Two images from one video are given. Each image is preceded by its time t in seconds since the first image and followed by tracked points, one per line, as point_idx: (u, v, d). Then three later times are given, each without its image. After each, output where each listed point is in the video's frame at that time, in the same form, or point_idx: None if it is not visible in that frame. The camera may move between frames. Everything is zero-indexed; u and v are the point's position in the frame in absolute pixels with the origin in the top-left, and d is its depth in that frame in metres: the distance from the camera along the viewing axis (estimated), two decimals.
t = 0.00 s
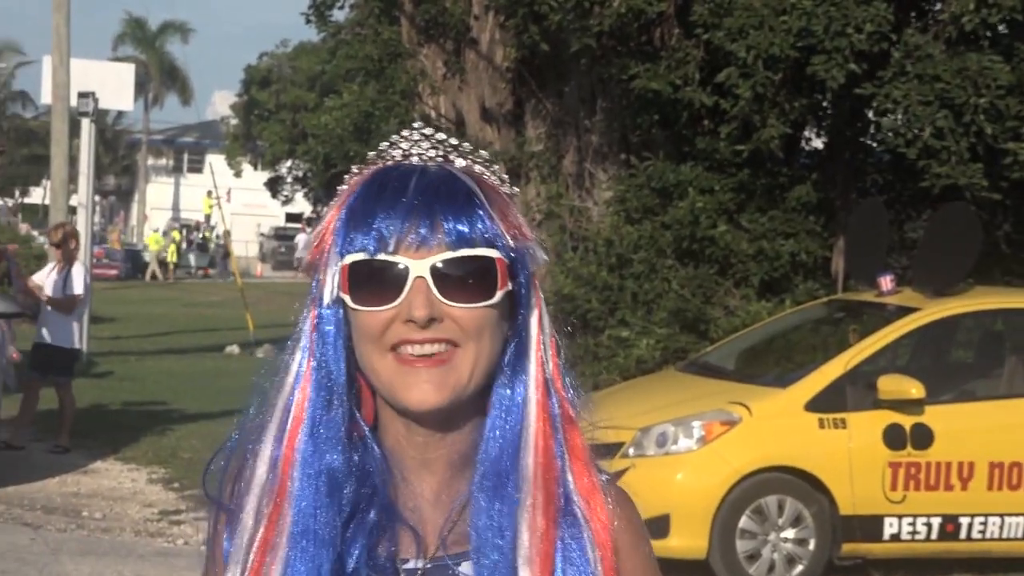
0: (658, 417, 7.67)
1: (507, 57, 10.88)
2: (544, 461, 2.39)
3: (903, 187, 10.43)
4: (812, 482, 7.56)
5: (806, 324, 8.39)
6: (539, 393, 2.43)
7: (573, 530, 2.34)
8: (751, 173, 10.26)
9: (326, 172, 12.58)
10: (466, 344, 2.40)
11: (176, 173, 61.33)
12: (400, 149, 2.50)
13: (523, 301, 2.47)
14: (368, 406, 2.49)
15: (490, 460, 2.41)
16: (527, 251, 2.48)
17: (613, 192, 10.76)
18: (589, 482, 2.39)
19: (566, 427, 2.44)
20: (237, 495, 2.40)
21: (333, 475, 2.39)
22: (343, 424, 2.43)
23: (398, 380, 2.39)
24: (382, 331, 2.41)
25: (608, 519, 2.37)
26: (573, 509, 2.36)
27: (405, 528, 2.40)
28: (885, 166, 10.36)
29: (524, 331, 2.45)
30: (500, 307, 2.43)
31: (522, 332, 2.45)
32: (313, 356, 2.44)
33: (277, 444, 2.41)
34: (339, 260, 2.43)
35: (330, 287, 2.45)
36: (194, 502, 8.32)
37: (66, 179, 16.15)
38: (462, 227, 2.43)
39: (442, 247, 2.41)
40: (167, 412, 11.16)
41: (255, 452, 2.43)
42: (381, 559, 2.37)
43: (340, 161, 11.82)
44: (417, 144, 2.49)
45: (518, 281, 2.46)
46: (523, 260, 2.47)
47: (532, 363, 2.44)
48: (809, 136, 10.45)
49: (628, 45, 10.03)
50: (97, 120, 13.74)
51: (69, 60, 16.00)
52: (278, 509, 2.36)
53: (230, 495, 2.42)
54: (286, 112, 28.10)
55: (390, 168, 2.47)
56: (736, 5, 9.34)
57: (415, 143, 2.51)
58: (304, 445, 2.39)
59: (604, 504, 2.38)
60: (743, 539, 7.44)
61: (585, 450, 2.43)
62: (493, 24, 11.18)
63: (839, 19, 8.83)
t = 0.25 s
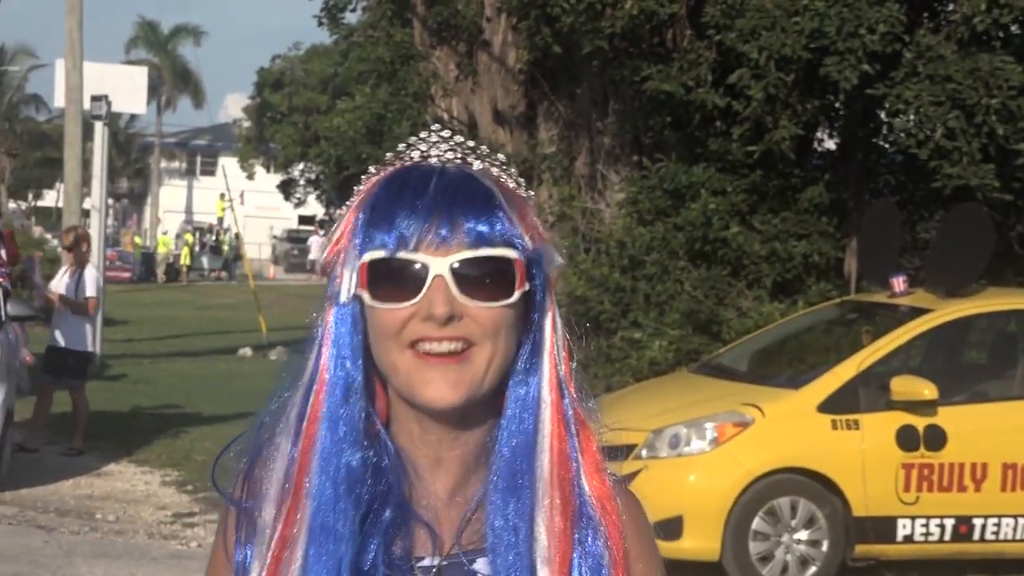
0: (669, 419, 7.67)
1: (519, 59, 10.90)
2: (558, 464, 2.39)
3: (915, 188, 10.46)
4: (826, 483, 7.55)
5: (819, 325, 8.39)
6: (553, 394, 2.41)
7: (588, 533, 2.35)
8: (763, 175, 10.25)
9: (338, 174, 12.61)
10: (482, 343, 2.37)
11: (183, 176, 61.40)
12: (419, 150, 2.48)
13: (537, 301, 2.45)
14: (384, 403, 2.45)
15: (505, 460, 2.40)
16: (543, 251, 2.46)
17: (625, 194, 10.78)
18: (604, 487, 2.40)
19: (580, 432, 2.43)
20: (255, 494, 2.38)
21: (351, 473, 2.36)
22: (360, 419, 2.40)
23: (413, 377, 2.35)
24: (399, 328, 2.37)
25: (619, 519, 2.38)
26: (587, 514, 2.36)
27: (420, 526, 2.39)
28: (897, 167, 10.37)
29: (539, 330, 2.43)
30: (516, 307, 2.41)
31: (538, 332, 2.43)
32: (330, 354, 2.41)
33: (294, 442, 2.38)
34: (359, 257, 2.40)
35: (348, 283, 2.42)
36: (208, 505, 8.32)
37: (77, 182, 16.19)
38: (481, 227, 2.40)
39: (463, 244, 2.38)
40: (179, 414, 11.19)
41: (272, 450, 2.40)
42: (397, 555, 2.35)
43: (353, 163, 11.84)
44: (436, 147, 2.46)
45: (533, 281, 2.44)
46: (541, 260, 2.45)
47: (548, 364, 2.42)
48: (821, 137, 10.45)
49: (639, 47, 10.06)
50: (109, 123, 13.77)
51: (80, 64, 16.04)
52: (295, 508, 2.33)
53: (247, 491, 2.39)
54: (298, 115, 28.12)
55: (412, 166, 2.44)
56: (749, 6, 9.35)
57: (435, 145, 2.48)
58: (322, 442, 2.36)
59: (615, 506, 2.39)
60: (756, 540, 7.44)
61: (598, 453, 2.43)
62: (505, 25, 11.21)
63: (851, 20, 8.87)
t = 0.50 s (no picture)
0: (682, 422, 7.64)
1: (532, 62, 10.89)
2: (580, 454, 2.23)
3: (928, 191, 10.46)
4: (839, 486, 7.55)
5: (833, 328, 8.37)
6: (572, 394, 2.28)
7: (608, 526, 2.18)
8: (777, 177, 10.25)
9: (350, 178, 12.63)
10: (507, 313, 2.22)
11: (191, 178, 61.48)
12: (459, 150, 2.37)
13: (555, 297, 2.30)
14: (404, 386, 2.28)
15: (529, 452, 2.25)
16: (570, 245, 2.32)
17: (637, 198, 10.80)
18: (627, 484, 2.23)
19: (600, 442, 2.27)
20: (267, 476, 2.19)
21: (372, 454, 2.20)
22: (382, 399, 2.24)
23: (435, 346, 2.19)
24: (423, 298, 2.22)
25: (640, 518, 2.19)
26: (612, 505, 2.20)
27: (436, 512, 2.22)
28: (910, 169, 10.39)
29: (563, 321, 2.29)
30: (542, 287, 2.27)
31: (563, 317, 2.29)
32: (356, 335, 2.26)
33: (314, 423, 2.23)
34: (390, 227, 2.27)
35: (375, 260, 2.28)
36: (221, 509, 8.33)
37: (90, 186, 16.24)
38: (513, 205, 2.28)
39: (495, 217, 2.26)
40: (193, 418, 11.23)
41: (289, 436, 2.23)
42: (414, 543, 2.19)
43: (365, 167, 11.86)
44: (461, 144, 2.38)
45: (555, 273, 2.28)
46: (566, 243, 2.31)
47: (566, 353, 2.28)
48: (834, 140, 10.48)
49: (652, 50, 10.10)
50: (123, 127, 13.80)
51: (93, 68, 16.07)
52: (314, 490, 2.17)
53: (259, 476, 2.20)
54: (311, 117, 28.09)
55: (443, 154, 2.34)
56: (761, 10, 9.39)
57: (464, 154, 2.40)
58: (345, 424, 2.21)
59: (633, 505, 2.20)
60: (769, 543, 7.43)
61: (614, 461, 2.26)
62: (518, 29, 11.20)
63: (864, 24, 8.94)
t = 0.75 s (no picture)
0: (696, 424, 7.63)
1: (546, 64, 10.92)
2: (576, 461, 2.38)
3: (944, 193, 10.46)
4: (854, 488, 7.54)
5: (848, 330, 8.36)
6: (573, 395, 2.41)
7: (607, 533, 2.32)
8: (792, 179, 10.24)
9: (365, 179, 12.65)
10: (514, 330, 2.36)
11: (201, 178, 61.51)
12: (450, 150, 2.49)
13: (563, 299, 2.43)
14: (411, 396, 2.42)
15: (527, 456, 2.38)
16: (574, 247, 2.45)
17: (652, 199, 10.80)
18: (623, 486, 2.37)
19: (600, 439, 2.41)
20: (283, 479, 2.30)
21: (384, 461, 2.33)
22: (392, 409, 2.36)
23: (444, 361, 2.33)
24: (431, 315, 2.35)
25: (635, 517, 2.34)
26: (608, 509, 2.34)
27: (450, 514, 2.34)
28: (926, 171, 10.38)
29: (563, 328, 2.42)
30: (545, 301, 2.40)
31: (563, 327, 2.41)
32: (362, 345, 2.38)
33: (327, 430, 2.35)
34: (395, 245, 2.40)
35: (382, 272, 2.40)
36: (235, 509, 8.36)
37: (105, 187, 16.26)
38: (517, 219, 2.41)
39: (497, 234, 2.39)
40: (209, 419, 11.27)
41: (303, 439, 2.35)
42: (428, 544, 2.31)
43: (380, 168, 11.89)
44: (467, 146, 2.48)
45: (561, 277, 2.42)
46: (569, 255, 2.44)
47: (569, 362, 2.41)
48: (849, 142, 10.48)
49: (667, 51, 10.09)
50: (138, 128, 13.82)
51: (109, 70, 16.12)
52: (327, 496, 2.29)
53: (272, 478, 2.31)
54: (326, 117, 28.02)
55: (446, 163, 2.46)
56: (777, 11, 9.40)
57: (465, 146, 2.51)
58: (357, 431, 2.34)
59: (632, 505, 2.35)
60: (784, 545, 7.42)
61: (614, 454, 2.41)
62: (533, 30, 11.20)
63: (880, 26, 9.00)
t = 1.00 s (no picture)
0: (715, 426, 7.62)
1: (565, 65, 10.91)
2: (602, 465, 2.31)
3: (963, 195, 10.54)
4: (873, 491, 7.53)
5: (868, 331, 8.35)
6: (603, 402, 2.34)
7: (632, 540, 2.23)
8: (811, 181, 10.26)
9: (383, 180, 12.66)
10: (538, 337, 2.30)
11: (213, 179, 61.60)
12: (481, 148, 2.43)
13: (589, 305, 2.38)
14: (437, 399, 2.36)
15: (556, 462, 2.31)
16: (603, 255, 2.40)
17: (671, 201, 10.81)
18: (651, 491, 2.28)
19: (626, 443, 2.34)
20: (308, 480, 2.25)
21: (410, 467, 2.30)
22: (418, 413, 2.32)
23: (468, 368, 2.27)
24: (456, 319, 2.29)
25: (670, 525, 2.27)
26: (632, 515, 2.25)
27: (476, 522, 2.30)
28: (946, 173, 10.43)
29: (593, 332, 2.37)
30: (573, 305, 2.34)
31: (592, 331, 2.37)
32: (386, 348, 2.33)
33: (352, 433, 2.31)
34: (419, 246, 2.34)
35: (405, 274, 2.34)
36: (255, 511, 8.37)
37: (124, 188, 16.30)
38: (546, 224, 2.35)
39: (524, 239, 2.33)
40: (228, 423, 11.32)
41: (329, 441, 2.30)
42: (455, 553, 2.27)
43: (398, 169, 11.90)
44: (498, 146, 2.42)
45: (589, 282, 2.37)
46: (598, 259, 2.39)
47: (598, 367, 2.35)
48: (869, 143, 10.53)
49: (686, 53, 10.06)
50: (157, 129, 13.84)
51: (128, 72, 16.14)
52: (354, 501, 2.27)
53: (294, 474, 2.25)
54: (344, 120, 28.01)
55: (474, 164, 2.39)
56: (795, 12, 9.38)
57: (496, 145, 2.44)
58: (383, 435, 2.31)
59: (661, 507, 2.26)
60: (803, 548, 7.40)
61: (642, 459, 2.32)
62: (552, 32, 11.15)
63: (900, 27, 8.99)
